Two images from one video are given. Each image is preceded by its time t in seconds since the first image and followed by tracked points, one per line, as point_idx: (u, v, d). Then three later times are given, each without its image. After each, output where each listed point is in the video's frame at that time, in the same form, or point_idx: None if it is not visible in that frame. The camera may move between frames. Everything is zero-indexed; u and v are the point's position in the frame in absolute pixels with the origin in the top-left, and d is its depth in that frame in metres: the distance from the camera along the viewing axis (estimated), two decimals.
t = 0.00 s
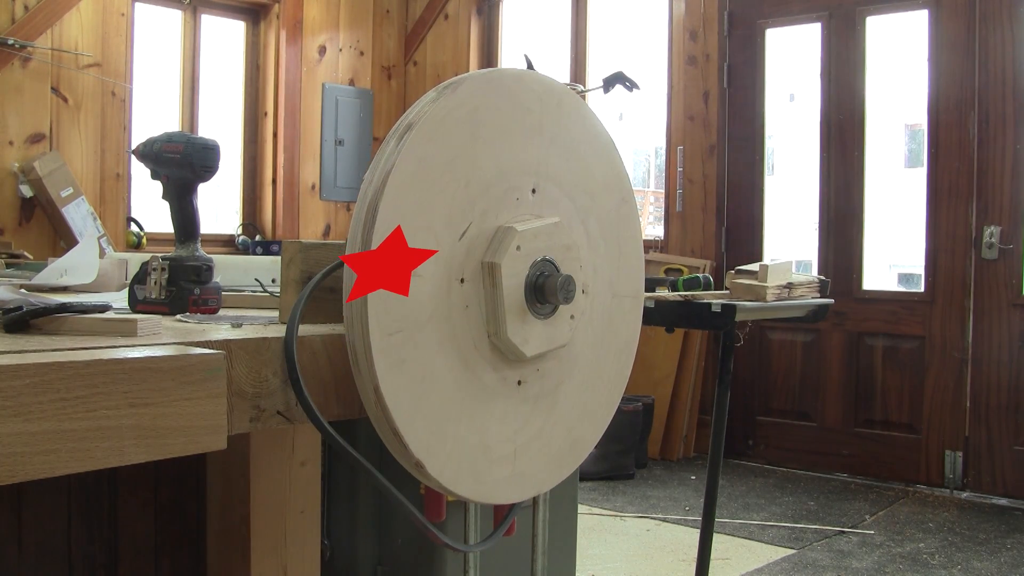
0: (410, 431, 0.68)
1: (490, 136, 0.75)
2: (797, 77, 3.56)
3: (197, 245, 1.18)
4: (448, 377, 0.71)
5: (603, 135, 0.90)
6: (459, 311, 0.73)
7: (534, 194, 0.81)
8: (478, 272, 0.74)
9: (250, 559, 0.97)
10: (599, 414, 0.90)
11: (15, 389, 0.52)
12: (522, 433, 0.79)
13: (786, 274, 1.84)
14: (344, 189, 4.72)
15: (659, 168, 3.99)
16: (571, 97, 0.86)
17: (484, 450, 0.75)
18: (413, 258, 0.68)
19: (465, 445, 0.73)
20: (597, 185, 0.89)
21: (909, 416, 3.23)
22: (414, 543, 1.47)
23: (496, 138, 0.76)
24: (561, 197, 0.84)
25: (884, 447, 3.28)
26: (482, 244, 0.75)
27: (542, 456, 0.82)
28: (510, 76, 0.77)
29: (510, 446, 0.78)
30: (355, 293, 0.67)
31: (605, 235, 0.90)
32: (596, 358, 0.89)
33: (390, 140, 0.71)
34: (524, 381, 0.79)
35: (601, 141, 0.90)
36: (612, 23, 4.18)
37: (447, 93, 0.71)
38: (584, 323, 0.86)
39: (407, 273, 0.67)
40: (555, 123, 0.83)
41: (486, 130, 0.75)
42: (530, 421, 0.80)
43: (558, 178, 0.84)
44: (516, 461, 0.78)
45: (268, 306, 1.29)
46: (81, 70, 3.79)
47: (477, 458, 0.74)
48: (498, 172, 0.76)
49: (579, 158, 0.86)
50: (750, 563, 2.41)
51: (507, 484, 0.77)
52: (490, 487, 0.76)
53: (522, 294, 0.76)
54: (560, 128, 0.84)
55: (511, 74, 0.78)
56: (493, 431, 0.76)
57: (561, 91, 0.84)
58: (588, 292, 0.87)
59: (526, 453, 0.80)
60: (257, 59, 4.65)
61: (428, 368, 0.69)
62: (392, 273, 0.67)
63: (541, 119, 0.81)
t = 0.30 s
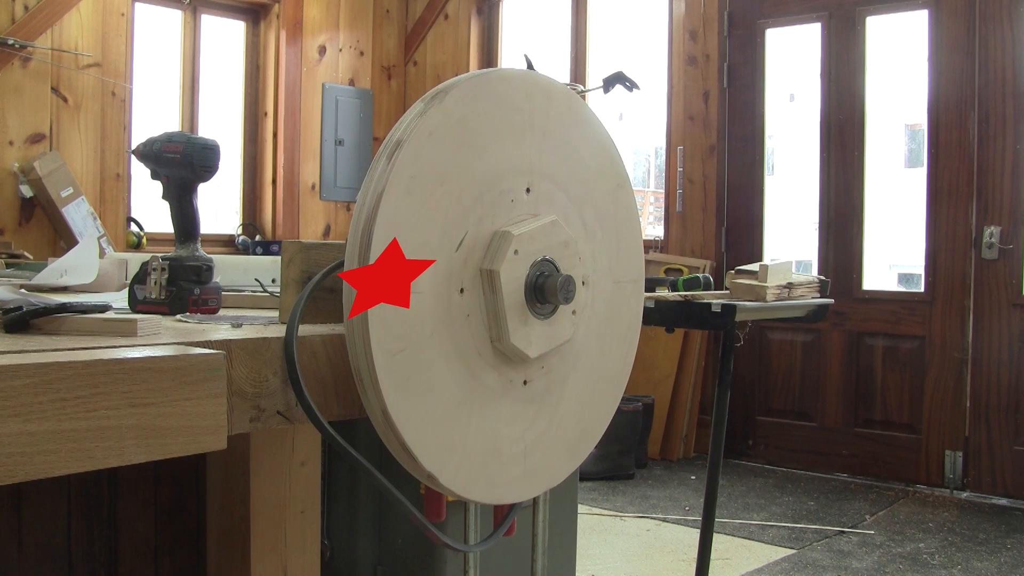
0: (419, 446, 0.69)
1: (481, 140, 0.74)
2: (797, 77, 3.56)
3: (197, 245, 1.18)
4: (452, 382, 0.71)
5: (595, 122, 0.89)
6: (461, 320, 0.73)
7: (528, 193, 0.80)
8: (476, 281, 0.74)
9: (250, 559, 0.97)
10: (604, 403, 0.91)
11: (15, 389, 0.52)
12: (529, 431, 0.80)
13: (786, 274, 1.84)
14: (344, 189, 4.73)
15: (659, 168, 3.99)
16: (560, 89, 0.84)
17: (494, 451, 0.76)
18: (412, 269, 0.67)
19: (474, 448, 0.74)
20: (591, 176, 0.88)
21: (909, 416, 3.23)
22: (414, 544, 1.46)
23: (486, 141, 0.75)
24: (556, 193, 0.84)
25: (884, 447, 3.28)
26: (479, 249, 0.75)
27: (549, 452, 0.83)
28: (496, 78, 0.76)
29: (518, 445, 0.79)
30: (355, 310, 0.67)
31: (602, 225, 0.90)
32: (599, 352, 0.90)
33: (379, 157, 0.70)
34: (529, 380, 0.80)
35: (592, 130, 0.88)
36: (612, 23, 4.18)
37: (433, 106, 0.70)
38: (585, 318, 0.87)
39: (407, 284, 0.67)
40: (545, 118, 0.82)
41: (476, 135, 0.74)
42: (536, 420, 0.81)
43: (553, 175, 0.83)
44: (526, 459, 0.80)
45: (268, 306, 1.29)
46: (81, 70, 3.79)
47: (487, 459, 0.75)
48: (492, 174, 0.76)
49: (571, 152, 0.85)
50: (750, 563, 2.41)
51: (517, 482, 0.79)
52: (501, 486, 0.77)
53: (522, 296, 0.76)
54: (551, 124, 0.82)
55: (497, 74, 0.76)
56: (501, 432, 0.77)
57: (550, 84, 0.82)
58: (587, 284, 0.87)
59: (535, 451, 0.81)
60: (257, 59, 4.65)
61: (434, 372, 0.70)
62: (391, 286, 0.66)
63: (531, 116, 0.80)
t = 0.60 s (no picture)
0: (432, 462, 0.70)
1: (470, 148, 0.73)
2: (797, 77, 3.56)
3: (197, 245, 1.18)
4: (457, 387, 0.72)
5: (584, 110, 0.88)
6: (464, 331, 0.73)
7: (522, 193, 0.79)
8: (475, 289, 0.75)
9: (250, 559, 0.97)
10: (610, 390, 0.93)
11: (15, 388, 0.52)
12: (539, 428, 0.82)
13: (786, 274, 1.84)
14: (344, 189, 4.73)
15: (659, 168, 3.99)
16: (545, 83, 0.82)
17: (506, 452, 0.78)
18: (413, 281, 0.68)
19: (487, 451, 0.75)
20: (584, 164, 0.87)
21: (909, 416, 3.23)
22: (414, 544, 1.47)
23: (476, 146, 0.74)
24: (550, 188, 0.83)
25: (884, 447, 3.28)
26: (476, 257, 0.75)
27: (560, 443, 0.85)
28: (480, 83, 0.74)
29: (530, 441, 0.81)
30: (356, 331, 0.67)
31: (597, 214, 0.89)
32: (604, 342, 0.91)
33: (369, 182, 0.69)
34: (536, 378, 0.81)
35: (581, 119, 0.87)
36: (612, 23, 4.19)
37: (418, 124, 0.69)
38: (587, 309, 0.87)
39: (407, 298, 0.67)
40: (533, 115, 0.80)
41: (464, 144, 0.73)
42: (545, 416, 0.82)
43: (546, 171, 0.82)
44: (538, 455, 0.82)
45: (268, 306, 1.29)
46: (81, 70, 3.79)
47: (501, 459, 0.77)
48: (485, 180, 0.75)
49: (562, 146, 0.84)
50: (750, 563, 2.41)
51: (531, 477, 0.81)
52: (515, 484, 0.79)
53: (522, 295, 0.76)
54: (539, 121, 0.81)
55: (480, 79, 0.74)
56: (511, 432, 0.78)
57: (533, 80, 0.80)
58: (587, 274, 0.87)
59: (548, 446, 0.83)
60: (257, 59, 4.65)
61: (441, 379, 0.71)
62: (392, 303, 0.67)
63: (518, 115, 0.79)
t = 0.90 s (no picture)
0: (447, 476, 0.72)
1: (458, 159, 0.72)
2: (797, 77, 3.56)
3: (197, 245, 1.18)
4: (464, 395, 0.73)
5: (571, 98, 0.86)
6: (468, 342, 0.73)
7: (515, 195, 0.78)
8: (475, 300, 0.74)
9: (250, 559, 0.97)
10: (618, 375, 0.94)
11: (15, 388, 0.52)
12: (548, 425, 0.83)
13: (786, 274, 1.84)
14: (344, 189, 4.73)
15: (659, 168, 4.00)
16: (529, 78, 0.80)
17: (518, 450, 0.79)
18: (414, 297, 0.68)
19: (498, 452, 0.77)
20: (576, 153, 0.86)
21: (909, 416, 3.22)
22: (414, 544, 1.47)
23: (464, 157, 0.73)
24: (544, 183, 0.82)
25: (883, 447, 3.28)
26: (474, 267, 0.74)
27: (572, 434, 0.86)
28: (462, 93, 0.72)
29: (540, 436, 0.82)
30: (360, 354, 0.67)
31: (593, 202, 0.89)
32: (608, 332, 0.91)
33: (360, 210, 0.69)
34: (544, 375, 0.82)
35: (568, 108, 0.85)
36: (612, 23, 4.18)
37: (403, 149, 0.67)
38: (587, 298, 0.87)
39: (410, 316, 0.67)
40: (521, 113, 0.79)
41: (451, 157, 0.71)
42: (554, 411, 0.84)
43: (538, 167, 0.81)
44: (550, 449, 0.83)
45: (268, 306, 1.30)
46: (81, 70, 3.79)
47: (512, 457, 0.78)
48: (478, 188, 0.74)
49: (552, 139, 0.83)
50: (750, 563, 2.41)
51: (545, 471, 0.83)
52: (529, 480, 0.81)
53: (522, 296, 0.76)
54: (527, 117, 0.79)
55: (461, 88, 0.72)
56: (521, 431, 0.79)
57: (517, 78, 0.78)
58: (585, 262, 0.87)
59: (561, 439, 0.85)
60: (257, 59, 4.65)
61: (447, 386, 0.71)
62: (395, 322, 0.67)
63: (505, 117, 0.77)
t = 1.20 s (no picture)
0: (467, 485, 0.73)
1: (446, 176, 0.71)
2: (797, 77, 3.56)
3: (197, 245, 1.18)
4: (474, 404, 0.74)
5: (551, 86, 0.83)
6: (473, 353, 0.74)
7: (507, 199, 0.77)
8: (477, 312, 0.74)
9: (250, 559, 0.97)
10: (622, 357, 0.94)
11: (15, 389, 0.52)
12: (555, 420, 0.84)
13: (787, 273, 1.84)
14: (344, 189, 4.73)
15: (659, 168, 4.00)
16: (507, 76, 0.77)
17: (532, 447, 0.81)
18: (417, 315, 0.68)
19: (509, 451, 0.78)
20: (563, 140, 0.84)
21: (909, 416, 3.23)
22: (414, 545, 1.47)
23: (452, 173, 0.71)
24: (536, 180, 0.81)
25: (883, 446, 3.28)
26: (472, 279, 0.74)
27: (584, 420, 0.88)
28: (441, 111, 0.70)
29: (550, 429, 0.83)
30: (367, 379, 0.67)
31: (585, 190, 0.88)
32: (609, 321, 0.91)
33: (351, 246, 0.68)
34: (552, 369, 0.83)
35: (550, 99, 0.83)
36: (612, 23, 4.19)
37: (388, 183, 0.66)
38: (586, 286, 0.87)
39: (414, 335, 0.67)
40: (503, 115, 0.77)
41: (439, 175, 0.70)
42: (565, 403, 0.85)
43: (527, 165, 0.80)
44: (565, 438, 0.85)
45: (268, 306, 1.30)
46: (81, 70, 3.79)
47: (526, 454, 0.80)
48: (470, 200, 0.73)
49: (539, 135, 0.81)
50: (750, 563, 2.41)
51: (561, 461, 0.85)
52: (542, 474, 0.83)
53: (522, 297, 0.76)
54: (510, 116, 0.77)
55: (439, 106, 0.70)
56: (529, 428, 0.80)
57: (493, 80, 0.76)
58: (585, 250, 0.87)
59: (572, 430, 0.87)
60: (257, 59, 4.65)
61: (453, 395, 0.72)
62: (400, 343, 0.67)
63: (488, 123, 0.75)
